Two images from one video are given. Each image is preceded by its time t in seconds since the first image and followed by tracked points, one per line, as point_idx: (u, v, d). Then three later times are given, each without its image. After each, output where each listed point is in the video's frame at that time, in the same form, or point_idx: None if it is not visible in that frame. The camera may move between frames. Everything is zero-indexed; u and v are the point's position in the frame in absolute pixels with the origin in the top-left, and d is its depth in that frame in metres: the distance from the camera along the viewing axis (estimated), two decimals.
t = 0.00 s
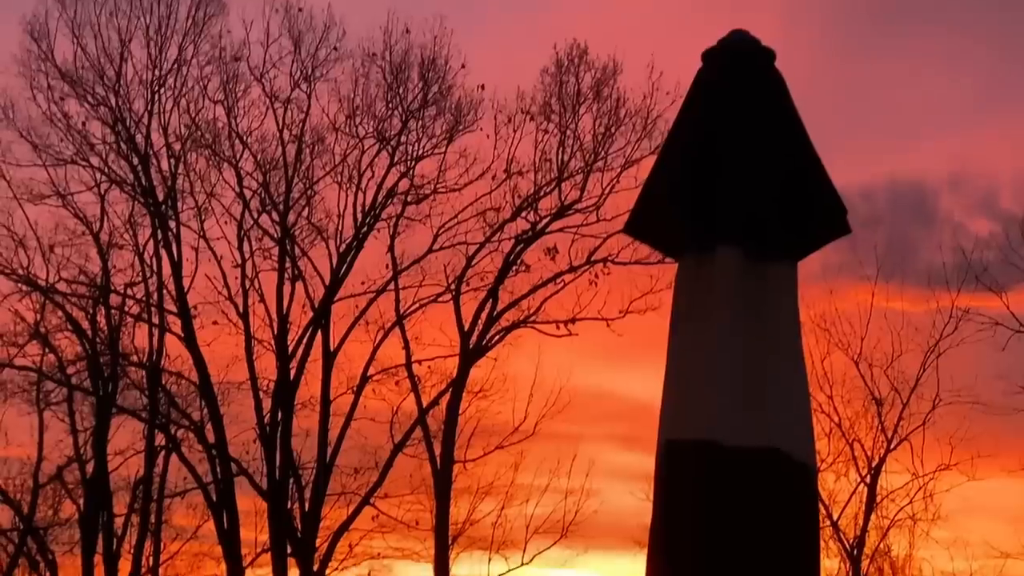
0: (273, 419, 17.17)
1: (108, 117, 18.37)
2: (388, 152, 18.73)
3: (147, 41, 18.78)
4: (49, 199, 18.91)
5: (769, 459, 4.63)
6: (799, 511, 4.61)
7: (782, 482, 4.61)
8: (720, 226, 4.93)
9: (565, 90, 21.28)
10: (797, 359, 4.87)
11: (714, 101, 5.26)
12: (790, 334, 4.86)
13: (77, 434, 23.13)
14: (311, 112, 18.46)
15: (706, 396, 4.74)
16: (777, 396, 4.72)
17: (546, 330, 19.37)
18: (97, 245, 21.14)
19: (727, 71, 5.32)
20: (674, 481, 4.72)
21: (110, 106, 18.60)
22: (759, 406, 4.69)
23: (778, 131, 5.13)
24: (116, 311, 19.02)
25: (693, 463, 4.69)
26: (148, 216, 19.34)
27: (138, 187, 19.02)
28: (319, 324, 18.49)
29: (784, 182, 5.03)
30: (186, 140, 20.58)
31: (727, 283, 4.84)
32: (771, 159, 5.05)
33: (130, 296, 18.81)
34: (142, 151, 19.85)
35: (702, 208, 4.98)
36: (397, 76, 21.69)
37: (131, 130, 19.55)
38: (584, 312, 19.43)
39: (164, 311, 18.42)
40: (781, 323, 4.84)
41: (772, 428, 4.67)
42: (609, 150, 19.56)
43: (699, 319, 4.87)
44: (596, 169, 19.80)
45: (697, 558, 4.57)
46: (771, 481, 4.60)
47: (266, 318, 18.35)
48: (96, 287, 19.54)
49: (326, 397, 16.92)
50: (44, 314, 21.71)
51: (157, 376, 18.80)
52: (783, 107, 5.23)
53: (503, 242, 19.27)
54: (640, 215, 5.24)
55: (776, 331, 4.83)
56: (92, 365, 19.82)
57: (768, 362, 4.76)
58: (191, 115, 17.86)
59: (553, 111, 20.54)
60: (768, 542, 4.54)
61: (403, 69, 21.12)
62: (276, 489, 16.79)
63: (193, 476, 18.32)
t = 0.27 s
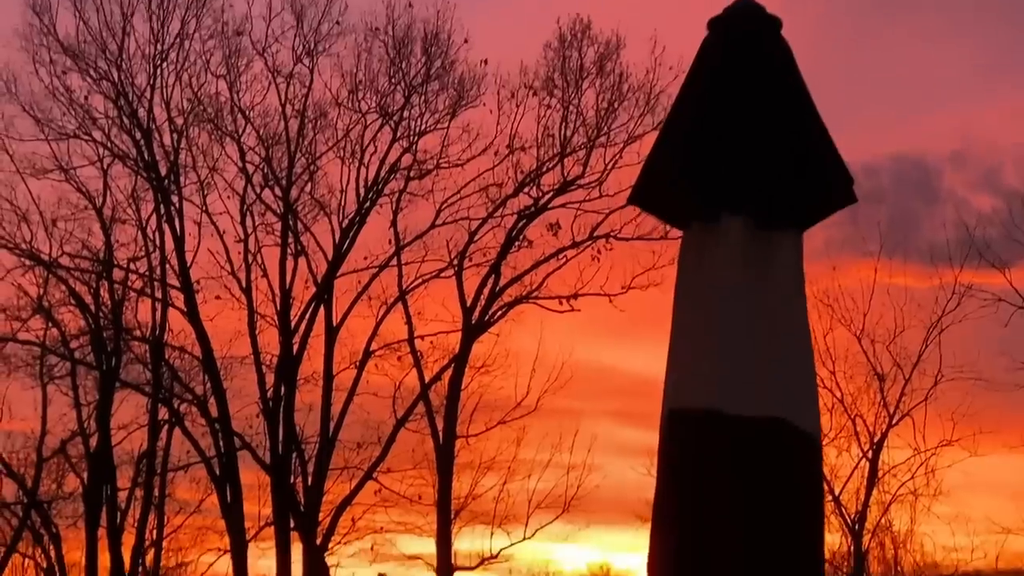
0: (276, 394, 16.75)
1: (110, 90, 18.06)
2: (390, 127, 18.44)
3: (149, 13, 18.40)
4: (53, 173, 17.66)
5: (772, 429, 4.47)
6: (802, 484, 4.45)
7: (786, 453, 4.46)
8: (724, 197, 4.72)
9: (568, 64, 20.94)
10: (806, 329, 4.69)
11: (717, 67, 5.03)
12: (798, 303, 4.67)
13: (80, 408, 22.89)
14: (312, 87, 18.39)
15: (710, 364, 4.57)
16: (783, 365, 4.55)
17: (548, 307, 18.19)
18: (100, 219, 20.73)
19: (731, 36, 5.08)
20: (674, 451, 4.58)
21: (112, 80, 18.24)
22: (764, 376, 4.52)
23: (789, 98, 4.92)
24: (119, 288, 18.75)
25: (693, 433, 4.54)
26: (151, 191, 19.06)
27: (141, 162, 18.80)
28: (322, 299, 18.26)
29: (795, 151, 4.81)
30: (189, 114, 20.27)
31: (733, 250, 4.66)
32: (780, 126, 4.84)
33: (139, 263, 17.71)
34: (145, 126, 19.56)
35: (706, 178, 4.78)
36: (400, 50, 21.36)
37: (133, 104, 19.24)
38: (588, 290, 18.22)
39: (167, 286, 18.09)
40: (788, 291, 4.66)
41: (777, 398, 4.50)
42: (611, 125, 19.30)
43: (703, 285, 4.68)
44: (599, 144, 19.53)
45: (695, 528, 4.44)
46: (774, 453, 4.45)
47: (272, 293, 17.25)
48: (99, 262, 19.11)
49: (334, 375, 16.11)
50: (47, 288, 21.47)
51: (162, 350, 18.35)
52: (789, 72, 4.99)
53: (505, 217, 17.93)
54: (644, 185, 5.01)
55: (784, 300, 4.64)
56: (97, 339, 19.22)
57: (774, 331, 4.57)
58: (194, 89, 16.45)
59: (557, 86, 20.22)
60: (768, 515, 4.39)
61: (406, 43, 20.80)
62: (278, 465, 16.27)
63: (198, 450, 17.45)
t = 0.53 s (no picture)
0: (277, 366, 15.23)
1: (111, 62, 17.69)
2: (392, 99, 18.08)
3: None
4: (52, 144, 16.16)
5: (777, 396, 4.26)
6: (807, 451, 4.25)
7: (790, 419, 4.25)
8: (728, 160, 4.49)
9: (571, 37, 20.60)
10: (810, 294, 4.48)
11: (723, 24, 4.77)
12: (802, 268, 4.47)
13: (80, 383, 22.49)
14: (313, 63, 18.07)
15: (714, 328, 4.34)
16: (786, 331, 4.34)
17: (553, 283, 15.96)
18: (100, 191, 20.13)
19: None
20: (676, 418, 4.35)
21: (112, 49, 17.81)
22: (769, 340, 4.31)
23: (792, 57, 4.68)
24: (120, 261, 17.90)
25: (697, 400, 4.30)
26: (152, 163, 18.71)
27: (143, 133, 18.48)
28: (322, 273, 17.99)
29: (799, 109, 4.56)
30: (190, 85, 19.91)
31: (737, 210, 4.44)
32: (785, 84, 4.60)
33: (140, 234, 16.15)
34: (145, 97, 19.19)
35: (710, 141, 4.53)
36: (401, 23, 21.01)
37: (133, 75, 18.87)
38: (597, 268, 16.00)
39: (168, 258, 17.67)
40: (792, 253, 4.45)
41: (780, 363, 4.29)
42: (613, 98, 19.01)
43: (706, 247, 4.46)
44: (601, 118, 19.22)
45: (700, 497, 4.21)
46: (778, 420, 4.23)
47: (272, 266, 15.63)
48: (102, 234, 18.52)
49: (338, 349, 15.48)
50: (47, 262, 21.12)
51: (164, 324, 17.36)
52: (795, 31, 4.74)
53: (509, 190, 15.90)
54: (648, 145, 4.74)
55: (788, 264, 4.43)
56: (97, 309, 18.12)
57: (779, 295, 4.36)
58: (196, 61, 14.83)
59: (559, 59, 19.90)
60: (774, 484, 4.17)
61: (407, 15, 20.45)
62: (280, 440, 14.72)
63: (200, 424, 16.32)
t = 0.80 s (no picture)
0: (278, 337, 15.02)
1: (112, 30, 17.41)
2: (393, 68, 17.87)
3: None
4: (53, 113, 15.77)
5: (778, 361, 4.08)
6: (811, 418, 4.06)
7: (791, 384, 4.06)
8: (727, 126, 4.32)
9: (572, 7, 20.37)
10: (812, 259, 4.29)
11: None
12: (805, 228, 4.28)
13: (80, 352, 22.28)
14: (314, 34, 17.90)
15: (713, 293, 4.15)
16: (790, 294, 4.15)
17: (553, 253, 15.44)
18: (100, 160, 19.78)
19: None
20: (676, 387, 4.18)
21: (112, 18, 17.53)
22: (771, 304, 4.12)
23: (792, 11, 4.47)
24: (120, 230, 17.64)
25: (696, 368, 4.13)
26: (152, 133, 18.49)
27: (144, 103, 18.31)
28: (323, 244, 17.84)
29: (798, 71, 4.38)
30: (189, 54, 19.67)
31: (738, 170, 4.25)
32: (786, 47, 4.42)
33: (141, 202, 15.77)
34: (145, 67, 18.95)
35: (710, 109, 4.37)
36: None
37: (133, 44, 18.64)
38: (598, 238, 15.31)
39: (169, 228, 17.42)
40: (796, 213, 4.27)
41: (782, 327, 4.11)
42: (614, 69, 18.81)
43: (705, 207, 4.28)
44: (601, 88, 19.03)
45: (700, 467, 4.05)
46: (780, 386, 4.04)
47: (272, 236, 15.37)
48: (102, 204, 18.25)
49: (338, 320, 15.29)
50: (46, 231, 20.88)
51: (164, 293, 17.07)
52: None
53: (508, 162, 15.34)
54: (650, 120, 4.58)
55: (790, 224, 4.24)
56: (97, 279, 17.84)
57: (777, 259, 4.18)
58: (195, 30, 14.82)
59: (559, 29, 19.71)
60: (775, 451, 4.00)
61: None
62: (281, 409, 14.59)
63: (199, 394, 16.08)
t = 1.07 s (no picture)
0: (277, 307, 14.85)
1: None
2: (392, 38, 17.62)
3: None
4: (51, 82, 15.41)
5: (782, 330, 3.73)
6: (815, 388, 3.73)
7: (795, 354, 3.72)
8: (731, 87, 3.96)
9: None
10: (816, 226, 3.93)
11: None
12: (812, 186, 3.92)
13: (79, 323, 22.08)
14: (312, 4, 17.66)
15: (713, 256, 3.79)
16: (793, 258, 3.81)
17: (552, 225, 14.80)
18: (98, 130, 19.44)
19: None
20: (674, 360, 3.83)
21: None
22: (772, 268, 3.78)
23: None
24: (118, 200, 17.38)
25: (694, 337, 3.78)
26: (151, 104, 18.26)
27: (142, 73, 18.12)
28: (322, 215, 17.68)
29: (798, 31, 4.02)
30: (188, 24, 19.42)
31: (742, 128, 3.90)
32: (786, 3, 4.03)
33: (140, 173, 15.47)
34: (143, 36, 18.71)
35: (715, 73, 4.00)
36: None
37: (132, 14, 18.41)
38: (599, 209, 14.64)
39: (168, 199, 17.17)
40: (801, 172, 3.91)
41: (785, 292, 3.77)
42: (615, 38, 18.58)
43: (706, 173, 3.94)
44: (602, 58, 18.78)
45: (699, 444, 3.70)
46: (785, 355, 3.71)
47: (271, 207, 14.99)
48: (100, 173, 17.99)
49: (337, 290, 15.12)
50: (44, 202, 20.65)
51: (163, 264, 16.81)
52: None
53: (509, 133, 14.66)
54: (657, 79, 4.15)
55: (795, 184, 3.89)
56: (96, 250, 17.57)
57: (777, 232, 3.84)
58: None
59: None
60: (777, 424, 3.67)
61: None
62: (280, 380, 14.42)
63: (198, 365, 15.89)
